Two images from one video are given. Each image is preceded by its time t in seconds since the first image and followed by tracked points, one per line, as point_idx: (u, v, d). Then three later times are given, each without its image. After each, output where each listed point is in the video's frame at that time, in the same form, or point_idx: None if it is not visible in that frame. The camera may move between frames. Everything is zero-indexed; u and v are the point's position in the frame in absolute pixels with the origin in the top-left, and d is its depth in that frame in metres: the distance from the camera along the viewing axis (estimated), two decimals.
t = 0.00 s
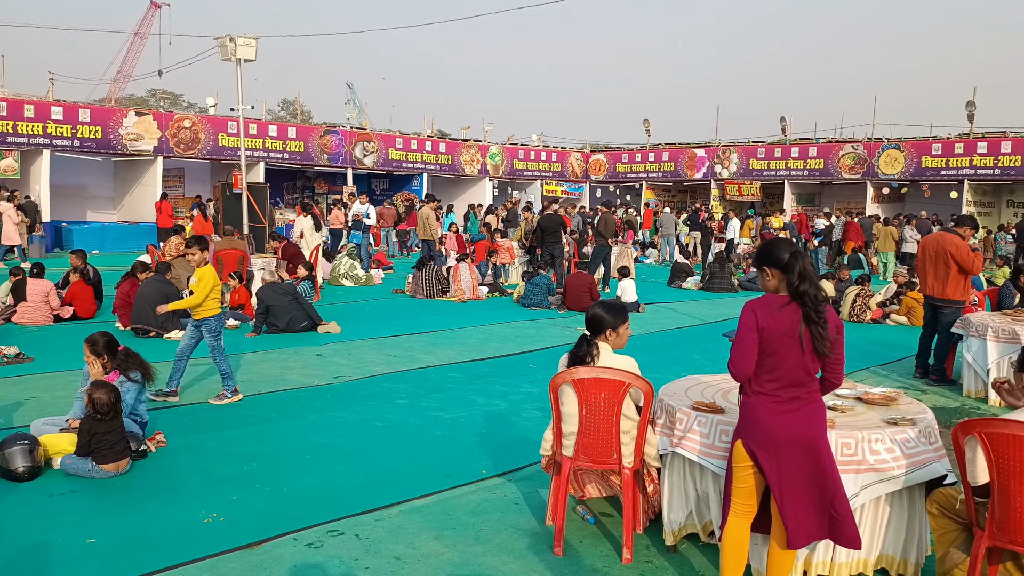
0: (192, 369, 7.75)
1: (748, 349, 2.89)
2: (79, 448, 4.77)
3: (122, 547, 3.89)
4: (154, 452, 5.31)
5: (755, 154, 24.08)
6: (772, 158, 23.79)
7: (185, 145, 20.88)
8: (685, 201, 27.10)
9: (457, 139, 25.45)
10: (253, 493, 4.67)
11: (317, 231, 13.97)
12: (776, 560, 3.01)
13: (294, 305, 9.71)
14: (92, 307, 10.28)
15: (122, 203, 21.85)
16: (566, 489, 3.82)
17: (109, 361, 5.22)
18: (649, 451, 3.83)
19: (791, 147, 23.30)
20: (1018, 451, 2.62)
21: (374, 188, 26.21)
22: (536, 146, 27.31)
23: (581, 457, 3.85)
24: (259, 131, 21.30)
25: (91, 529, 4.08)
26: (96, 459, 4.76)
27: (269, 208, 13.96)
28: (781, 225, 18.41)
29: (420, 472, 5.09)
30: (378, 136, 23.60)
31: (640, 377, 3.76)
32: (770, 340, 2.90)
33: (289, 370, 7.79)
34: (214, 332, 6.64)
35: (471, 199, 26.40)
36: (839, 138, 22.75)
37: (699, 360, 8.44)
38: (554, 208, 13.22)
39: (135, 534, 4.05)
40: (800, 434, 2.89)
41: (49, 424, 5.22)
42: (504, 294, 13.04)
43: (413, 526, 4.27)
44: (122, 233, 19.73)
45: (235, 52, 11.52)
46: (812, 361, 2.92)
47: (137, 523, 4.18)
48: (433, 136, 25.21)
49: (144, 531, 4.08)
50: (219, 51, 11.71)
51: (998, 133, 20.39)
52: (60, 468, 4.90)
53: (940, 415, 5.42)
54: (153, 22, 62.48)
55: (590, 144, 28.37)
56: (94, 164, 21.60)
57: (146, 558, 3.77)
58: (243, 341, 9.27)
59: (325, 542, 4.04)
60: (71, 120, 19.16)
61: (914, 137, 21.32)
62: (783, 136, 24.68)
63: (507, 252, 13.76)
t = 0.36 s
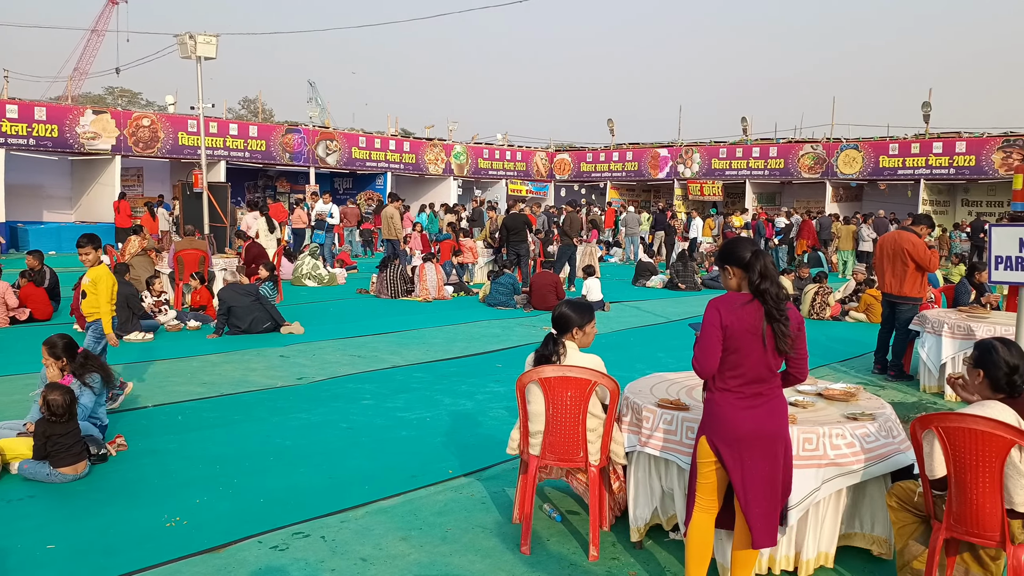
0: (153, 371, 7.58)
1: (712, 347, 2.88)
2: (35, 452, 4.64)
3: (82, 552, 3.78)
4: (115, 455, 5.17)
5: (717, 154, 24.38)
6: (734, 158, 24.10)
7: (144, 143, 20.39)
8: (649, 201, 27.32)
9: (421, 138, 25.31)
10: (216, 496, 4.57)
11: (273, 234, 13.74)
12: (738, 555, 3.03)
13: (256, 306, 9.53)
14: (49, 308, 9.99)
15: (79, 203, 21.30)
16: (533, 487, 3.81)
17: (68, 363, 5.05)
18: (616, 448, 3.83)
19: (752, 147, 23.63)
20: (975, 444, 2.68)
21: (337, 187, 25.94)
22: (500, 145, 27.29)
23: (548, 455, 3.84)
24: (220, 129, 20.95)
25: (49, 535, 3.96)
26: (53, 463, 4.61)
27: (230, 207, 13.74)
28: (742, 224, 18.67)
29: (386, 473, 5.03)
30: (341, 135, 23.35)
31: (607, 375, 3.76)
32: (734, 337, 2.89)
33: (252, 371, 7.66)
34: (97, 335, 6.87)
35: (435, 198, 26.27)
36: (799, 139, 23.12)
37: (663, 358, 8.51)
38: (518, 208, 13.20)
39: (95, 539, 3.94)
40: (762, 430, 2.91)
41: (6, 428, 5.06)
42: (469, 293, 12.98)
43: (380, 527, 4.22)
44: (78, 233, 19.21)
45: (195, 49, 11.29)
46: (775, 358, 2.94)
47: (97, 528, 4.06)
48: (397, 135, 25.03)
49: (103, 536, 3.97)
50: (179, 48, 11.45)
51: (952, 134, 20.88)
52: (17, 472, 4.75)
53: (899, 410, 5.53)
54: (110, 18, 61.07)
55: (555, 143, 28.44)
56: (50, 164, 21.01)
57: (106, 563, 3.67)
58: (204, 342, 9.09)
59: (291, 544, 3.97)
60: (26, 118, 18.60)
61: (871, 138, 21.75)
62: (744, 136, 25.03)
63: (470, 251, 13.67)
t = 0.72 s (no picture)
0: (111, 374, 7.38)
1: (674, 346, 2.88)
2: None
3: (39, 560, 3.65)
4: (73, 460, 5.00)
5: (678, 154, 24.65)
6: (695, 158, 24.40)
7: (100, 142, 19.86)
8: (612, 200, 27.51)
9: (383, 137, 25.11)
10: (178, 500, 4.46)
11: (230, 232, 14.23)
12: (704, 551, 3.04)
13: (217, 307, 9.33)
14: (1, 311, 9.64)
15: (32, 203, 20.68)
16: (500, 487, 3.80)
17: (25, 364, 4.86)
18: (582, 447, 3.83)
19: (713, 147, 23.95)
20: (931, 437, 2.74)
21: (298, 186, 25.62)
22: (463, 144, 27.22)
23: (515, 454, 3.83)
24: (178, 128, 20.59)
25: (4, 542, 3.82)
26: (10, 468, 4.44)
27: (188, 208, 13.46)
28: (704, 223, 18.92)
29: (351, 475, 4.96)
30: (302, 133, 23.04)
31: (573, 374, 3.76)
32: (696, 336, 2.89)
33: (213, 373, 7.51)
34: None
35: (398, 197, 26.12)
36: (759, 139, 23.48)
37: (628, 356, 8.57)
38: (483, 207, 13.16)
39: (54, 545, 3.82)
40: (726, 426, 2.92)
41: None
42: (433, 293, 12.91)
43: (346, 528, 4.16)
44: (31, 233, 18.65)
45: (153, 47, 11.02)
46: (737, 354, 2.94)
47: (54, 535, 3.93)
48: (359, 134, 24.82)
49: (60, 543, 3.85)
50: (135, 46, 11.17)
51: (907, 134, 21.35)
52: None
53: (857, 405, 5.64)
54: (63, 14, 59.44)
55: (518, 142, 28.47)
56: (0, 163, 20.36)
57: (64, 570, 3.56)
58: (164, 344, 8.88)
59: (255, 547, 3.89)
60: None
61: (828, 138, 22.18)
62: (705, 137, 25.35)
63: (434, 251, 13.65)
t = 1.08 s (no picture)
0: (75, 376, 7.20)
1: (644, 345, 2.86)
2: None
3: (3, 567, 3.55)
4: (38, 463, 4.87)
5: (646, 153, 24.83)
6: (663, 157, 24.58)
7: (62, 141, 19.38)
8: (581, 200, 27.62)
9: (350, 136, 24.90)
10: (147, 503, 4.36)
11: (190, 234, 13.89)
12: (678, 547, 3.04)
13: (184, 308, 9.15)
14: None
15: None
16: (471, 486, 3.78)
17: None
18: (553, 445, 3.82)
19: (681, 147, 24.16)
20: (897, 432, 2.78)
21: (265, 185, 25.31)
22: (432, 143, 27.13)
23: (486, 453, 3.80)
24: (142, 127, 20.24)
25: None
26: None
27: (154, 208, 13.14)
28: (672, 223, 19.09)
29: (322, 475, 4.90)
30: (269, 132, 22.73)
31: (545, 372, 3.74)
32: (666, 335, 2.87)
33: (180, 374, 7.37)
34: None
35: (367, 197, 25.95)
36: (726, 139, 23.73)
37: (598, 354, 8.60)
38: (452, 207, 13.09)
39: (17, 551, 3.71)
40: (695, 423, 2.92)
41: None
42: (403, 293, 12.82)
43: (317, 529, 4.11)
44: None
45: (117, 44, 10.77)
46: (706, 351, 2.94)
47: (18, 540, 3.82)
48: (326, 133, 24.59)
49: (25, 548, 3.75)
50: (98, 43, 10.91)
51: (870, 134, 21.72)
52: None
53: (824, 401, 5.72)
54: (21, 10, 57.95)
55: (487, 142, 28.43)
56: None
57: None
58: (129, 345, 8.69)
59: (225, 549, 3.83)
60: None
61: (793, 138, 22.49)
62: (672, 137, 25.56)
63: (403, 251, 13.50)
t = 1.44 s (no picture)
0: (36, 378, 7.02)
1: (603, 343, 2.84)
2: None
3: None
4: None
5: (614, 153, 24.96)
6: (630, 157, 24.73)
7: (22, 139, 18.88)
8: (549, 199, 27.69)
9: (316, 134, 24.65)
10: (111, 505, 4.26)
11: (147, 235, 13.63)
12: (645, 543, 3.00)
13: (148, 309, 8.98)
14: None
15: None
16: (440, 486, 3.74)
17: None
18: (522, 443, 3.80)
19: (648, 147, 24.33)
20: (861, 427, 2.81)
21: (230, 185, 24.96)
22: (399, 142, 27.01)
23: (455, 452, 3.77)
24: (104, 125, 19.96)
25: None
26: None
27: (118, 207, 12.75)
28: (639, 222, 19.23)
29: (289, 477, 4.83)
30: (234, 131, 22.37)
31: (514, 371, 3.72)
32: (626, 332, 2.85)
33: (143, 376, 7.21)
34: None
35: (333, 196, 25.78)
36: (692, 139, 23.93)
37: (566, 353, 8.61)
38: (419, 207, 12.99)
39: None
40: (658, 420, 2.89)
41: None
42: (370, 293, 12.72)
43: (284, 531, 4.05)
44: None
45: (78, 41, 10.50)
46: (666, 348, 2.92)
47: None
48: (292, 131, 24.32)
49: None
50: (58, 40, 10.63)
51: (833, 135, 22.03)
52: None
53: (788, 398, 5.79)
54: None
55: (455, 141, 28.36)
56: None
57: None
58: (91, 347, 8.49)
59: (191, 553, 3.76)
60: None
61: (758, 139, 22.77)
62: (640, 137, 25.73)
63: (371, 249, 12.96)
